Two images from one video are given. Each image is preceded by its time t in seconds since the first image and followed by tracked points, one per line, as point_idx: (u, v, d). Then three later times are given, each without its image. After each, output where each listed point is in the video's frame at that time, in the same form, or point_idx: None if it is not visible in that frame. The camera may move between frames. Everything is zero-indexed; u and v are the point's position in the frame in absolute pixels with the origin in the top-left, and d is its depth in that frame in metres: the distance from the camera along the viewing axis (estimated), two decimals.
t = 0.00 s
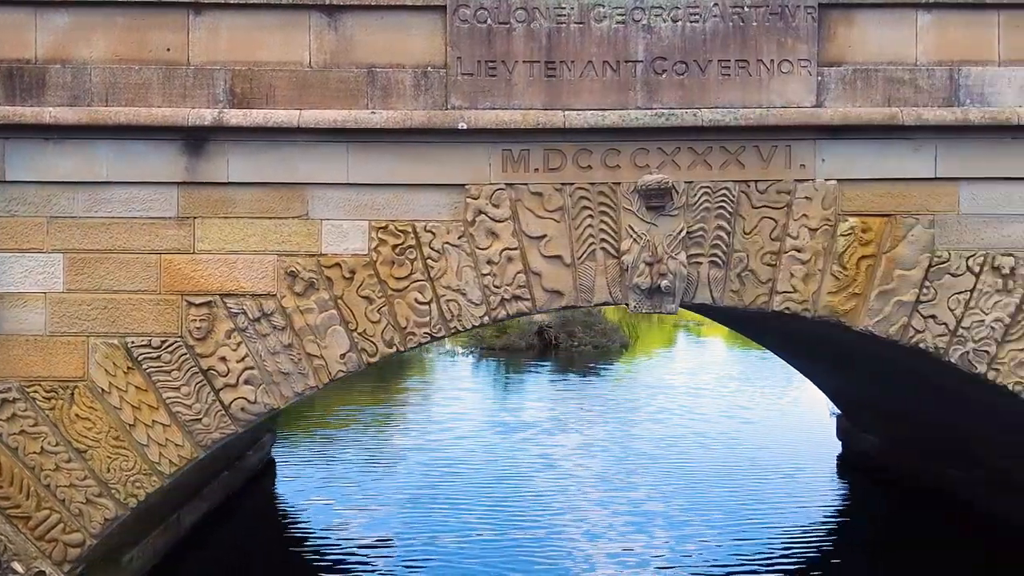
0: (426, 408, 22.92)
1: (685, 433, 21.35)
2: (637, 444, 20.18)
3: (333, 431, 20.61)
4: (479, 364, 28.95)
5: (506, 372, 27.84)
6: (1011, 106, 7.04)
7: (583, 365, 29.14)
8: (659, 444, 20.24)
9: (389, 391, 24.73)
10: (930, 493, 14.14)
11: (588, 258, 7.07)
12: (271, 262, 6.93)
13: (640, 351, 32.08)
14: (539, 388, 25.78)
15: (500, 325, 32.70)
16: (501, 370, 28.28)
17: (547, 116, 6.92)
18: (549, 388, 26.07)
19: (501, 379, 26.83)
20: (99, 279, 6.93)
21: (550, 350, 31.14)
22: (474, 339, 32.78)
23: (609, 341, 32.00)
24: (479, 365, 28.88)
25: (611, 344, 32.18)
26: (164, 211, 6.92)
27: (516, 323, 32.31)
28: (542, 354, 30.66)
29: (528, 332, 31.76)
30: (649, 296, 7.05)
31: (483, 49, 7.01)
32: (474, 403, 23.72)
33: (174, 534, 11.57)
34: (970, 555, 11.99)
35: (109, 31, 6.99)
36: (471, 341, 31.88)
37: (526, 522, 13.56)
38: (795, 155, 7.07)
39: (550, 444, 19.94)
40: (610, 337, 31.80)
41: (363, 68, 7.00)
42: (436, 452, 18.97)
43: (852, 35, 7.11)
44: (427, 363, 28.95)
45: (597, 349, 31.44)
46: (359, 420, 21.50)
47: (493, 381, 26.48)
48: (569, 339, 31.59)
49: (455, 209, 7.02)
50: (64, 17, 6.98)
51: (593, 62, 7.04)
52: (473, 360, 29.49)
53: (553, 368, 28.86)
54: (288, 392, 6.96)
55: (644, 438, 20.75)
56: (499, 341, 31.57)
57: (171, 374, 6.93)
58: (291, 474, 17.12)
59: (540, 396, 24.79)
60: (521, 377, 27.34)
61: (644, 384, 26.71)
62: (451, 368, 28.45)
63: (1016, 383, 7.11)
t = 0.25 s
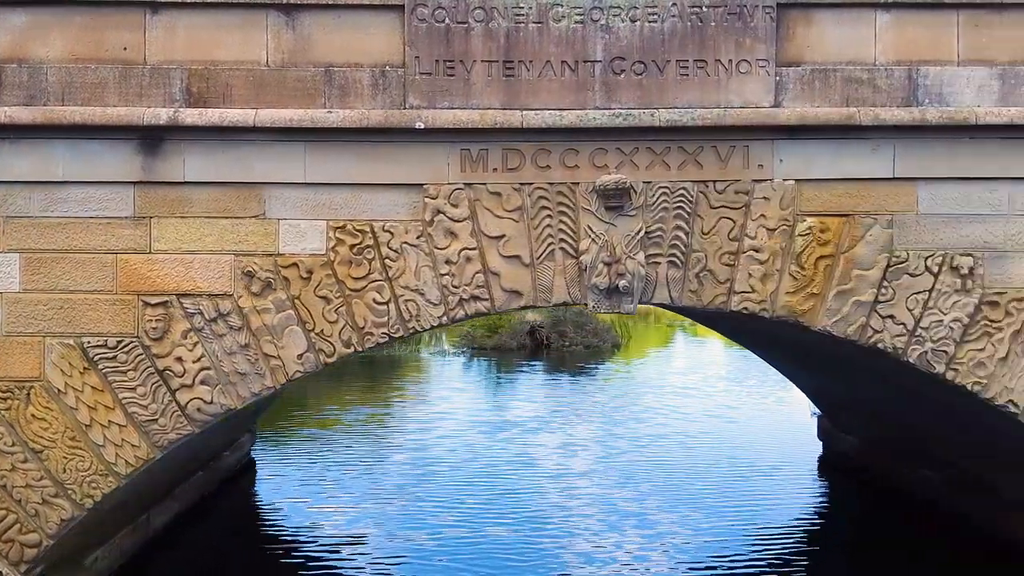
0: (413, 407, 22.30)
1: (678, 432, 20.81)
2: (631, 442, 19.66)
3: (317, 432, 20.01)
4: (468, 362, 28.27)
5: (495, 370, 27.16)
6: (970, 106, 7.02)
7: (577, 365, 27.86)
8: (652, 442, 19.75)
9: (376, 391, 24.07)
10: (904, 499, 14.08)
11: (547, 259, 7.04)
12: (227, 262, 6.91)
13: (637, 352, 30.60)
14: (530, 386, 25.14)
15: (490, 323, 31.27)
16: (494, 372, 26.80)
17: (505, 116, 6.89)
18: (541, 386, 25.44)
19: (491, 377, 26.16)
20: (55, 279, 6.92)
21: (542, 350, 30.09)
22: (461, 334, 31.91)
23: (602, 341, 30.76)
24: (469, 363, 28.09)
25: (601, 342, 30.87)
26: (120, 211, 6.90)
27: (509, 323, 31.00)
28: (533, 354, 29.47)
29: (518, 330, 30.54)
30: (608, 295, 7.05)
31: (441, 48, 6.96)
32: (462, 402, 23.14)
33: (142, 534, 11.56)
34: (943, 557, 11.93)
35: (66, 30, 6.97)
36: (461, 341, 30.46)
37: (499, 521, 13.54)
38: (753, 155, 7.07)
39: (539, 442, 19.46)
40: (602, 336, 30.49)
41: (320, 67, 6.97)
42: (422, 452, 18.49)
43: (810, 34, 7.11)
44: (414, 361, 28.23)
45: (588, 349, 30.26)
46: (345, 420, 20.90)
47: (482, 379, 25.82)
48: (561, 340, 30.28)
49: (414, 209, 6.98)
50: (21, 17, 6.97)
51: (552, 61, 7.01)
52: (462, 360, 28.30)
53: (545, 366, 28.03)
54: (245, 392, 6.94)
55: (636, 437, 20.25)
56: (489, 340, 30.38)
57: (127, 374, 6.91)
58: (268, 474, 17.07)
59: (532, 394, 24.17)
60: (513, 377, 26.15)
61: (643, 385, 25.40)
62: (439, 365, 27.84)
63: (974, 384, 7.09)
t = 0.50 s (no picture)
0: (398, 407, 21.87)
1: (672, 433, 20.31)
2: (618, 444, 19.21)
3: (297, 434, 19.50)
4: (459, 362, 27.63)
5: (487, 371, 26.54)
6: (928, 106, 7.01)
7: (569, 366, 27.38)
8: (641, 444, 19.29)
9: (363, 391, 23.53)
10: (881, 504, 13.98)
11: (507, 259, 7.00)
12: (184, 262, 6.89)
13: (629, 352, 30.19)
14: (523, 386, 24.56)
15: (482, 322, 30.79)
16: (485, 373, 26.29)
17: (463, 115, 6.86)
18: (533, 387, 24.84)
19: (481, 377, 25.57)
20: (12, 279, 6.90)
21: (535, 351, 29.39)
22: (452, 332, 31.22)
23: (592, 341, 30.29)
24: (461, 364, 27.45)
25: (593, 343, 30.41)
26: (77, 210, 6.88)
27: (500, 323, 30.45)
28: (525, 354, 28.97)
29: (510, 330, 30.04)
30: (567, 295, 7.02)
31: (400, 47, 6.93)
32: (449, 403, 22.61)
33: (112, 535, 11.54)
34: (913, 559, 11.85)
35: (24, 29, 6.95)
36: (452, 340, 29.97)
37: (472, 520, 13.51)
38: (711, 155, 7.07)
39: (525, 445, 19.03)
40: (594, 336, 30.05)
41: (277, 66, 6.94)
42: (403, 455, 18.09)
43: (769, 34, 7.10)
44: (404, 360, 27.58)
45: (581, 350, 29.74)
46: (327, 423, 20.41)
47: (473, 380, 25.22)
48: (553, 340, 29.73)
49: (373, 209, 6.94)
50: None
51: (511, 61, 6.97)
52: (453, 360, 27.78)
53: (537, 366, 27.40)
54: (202, 392, 6.93)
55: (626, 438, 19.77)
56: (480, 340, 29.85)
57: (84, 374, 6.89)
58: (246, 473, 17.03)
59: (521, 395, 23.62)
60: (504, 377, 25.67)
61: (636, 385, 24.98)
62: (430, 365, 27.27)
63: (934, 384, 7.07)
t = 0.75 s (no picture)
0: (383, 406, 21.70)
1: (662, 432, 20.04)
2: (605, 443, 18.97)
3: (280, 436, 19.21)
4: (451, 362, 27.32)
5: (479, 370, 26.25)
6: (886, 106, 6.98)
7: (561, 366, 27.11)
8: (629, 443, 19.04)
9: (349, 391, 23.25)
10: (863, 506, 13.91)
11: (465, 258, 6.96)
12: (140, 262, 6.86)
13: (622, 351, 29.90)
14: (514, 386, 24.28)
15: (472, 322, 30.44)
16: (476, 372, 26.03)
17: (420, 115, 6.81)
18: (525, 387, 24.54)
19: (471, 376, 25.31)
20: None
21: (527, 351, 29.19)
22: (444, 332, 30.88)
23: (585, 341, 29.87)
24: (452, 363, 27.13)
25: (585, 343, 30.13)
26: (33, 209, 6.85)
27: (491, 323, 30.10)
28: (517, 353, 28.72)
29: (502, 330, 29.74)
30: (526, 294, 6.98)
31: (357, 46, 6.89)
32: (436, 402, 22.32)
33: (81, 535, 11.51)
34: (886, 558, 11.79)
35: None
36: (442, 340, 29.66)
37: (445, 519, 13.48)
38: (670, 155, 7.04)
39: (511, 444, 18.80)
40: (586, 336, 29.75)
41: (234, 65, 6.92)
42: (386, 456, 17.85)
43: (728, 33, 7.08)
44: (394, 359, 27.24)
45: (572, 350, 29.46)
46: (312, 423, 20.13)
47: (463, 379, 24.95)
48: (544, 340, 29.48)
49: (330, 208, 6.90)
50: None
51: (469, 60, 6.93)
52: (444, 359, 27.48)
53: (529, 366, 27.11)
54: (158, 392, 6.90)
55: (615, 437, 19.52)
56: (472, 339, 29.51)
57: (40, 374, 6.86)
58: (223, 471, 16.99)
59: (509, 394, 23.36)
60: (496, 377, 25.38)
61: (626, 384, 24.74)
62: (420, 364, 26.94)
63: (892, 383, 7.06)
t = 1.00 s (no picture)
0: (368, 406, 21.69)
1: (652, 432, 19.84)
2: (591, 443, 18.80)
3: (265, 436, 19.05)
4: (442, 362, 27.15)
5: (471, 370, 26.12)
6: (844, 105, 6.95)
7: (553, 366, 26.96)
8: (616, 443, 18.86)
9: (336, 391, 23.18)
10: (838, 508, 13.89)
11: (423, 258, 6.91)
12: (94, 261, 6.83)
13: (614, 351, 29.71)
14: (506, 386, 24.19)
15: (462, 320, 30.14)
16: (467, 373, 25.89)
17: (376, 113, 6.77)
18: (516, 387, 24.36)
19: (462, 377, 25.20)
20: None
21: (518, 351, 29.07)
22: (435, 331, 30.70)
23: (577, 341, 29.75)
24: (443, 364, 26.95)
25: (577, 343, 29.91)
26: None
27: (482, 322, 29.85)
28: (508, 354, 28.58)
29: (493, 330, 29.57)
30: (483, 294, 6.93)
31: (313, 44, 6.85)
32: (425, 403, 22.15)
33: (47, 535, 11.48)
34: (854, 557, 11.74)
35: None
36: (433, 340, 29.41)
37: (417, 518, 13.45)
38: (627, 155, 7.02)
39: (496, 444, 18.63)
40: (577, 336, 29.54)
41: (189, 63, 6.89)
42: (366, 454, 17.81)
43: (686, 32, 7.05)
44: (386, 359, 27.06)
45: (563, 350, 29.35)
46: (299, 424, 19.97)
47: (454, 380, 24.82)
48: (535, 340, 29.38)
49: (286, 207, 6.87)
50: None
51: (426, 58, 6.89)
52: (435, 359, 27.32)
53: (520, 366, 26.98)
54: (113, 392, 6.88)
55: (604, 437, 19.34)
56: (463, 340, 29.24)
57: None
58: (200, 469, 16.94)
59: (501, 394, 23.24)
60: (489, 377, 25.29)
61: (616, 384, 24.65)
62: (412, 364, 26.76)
63: (850, 383, 7.05)
